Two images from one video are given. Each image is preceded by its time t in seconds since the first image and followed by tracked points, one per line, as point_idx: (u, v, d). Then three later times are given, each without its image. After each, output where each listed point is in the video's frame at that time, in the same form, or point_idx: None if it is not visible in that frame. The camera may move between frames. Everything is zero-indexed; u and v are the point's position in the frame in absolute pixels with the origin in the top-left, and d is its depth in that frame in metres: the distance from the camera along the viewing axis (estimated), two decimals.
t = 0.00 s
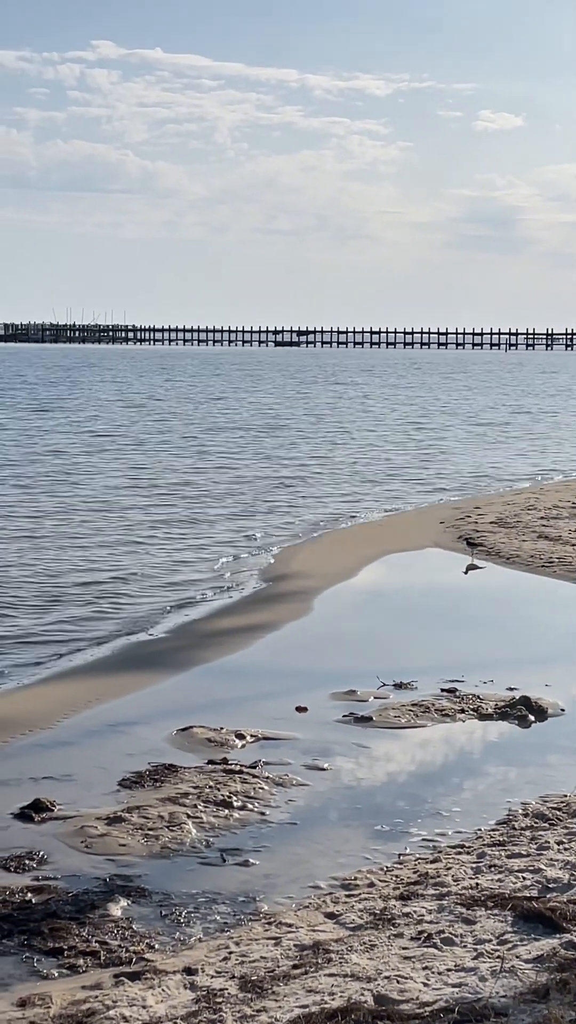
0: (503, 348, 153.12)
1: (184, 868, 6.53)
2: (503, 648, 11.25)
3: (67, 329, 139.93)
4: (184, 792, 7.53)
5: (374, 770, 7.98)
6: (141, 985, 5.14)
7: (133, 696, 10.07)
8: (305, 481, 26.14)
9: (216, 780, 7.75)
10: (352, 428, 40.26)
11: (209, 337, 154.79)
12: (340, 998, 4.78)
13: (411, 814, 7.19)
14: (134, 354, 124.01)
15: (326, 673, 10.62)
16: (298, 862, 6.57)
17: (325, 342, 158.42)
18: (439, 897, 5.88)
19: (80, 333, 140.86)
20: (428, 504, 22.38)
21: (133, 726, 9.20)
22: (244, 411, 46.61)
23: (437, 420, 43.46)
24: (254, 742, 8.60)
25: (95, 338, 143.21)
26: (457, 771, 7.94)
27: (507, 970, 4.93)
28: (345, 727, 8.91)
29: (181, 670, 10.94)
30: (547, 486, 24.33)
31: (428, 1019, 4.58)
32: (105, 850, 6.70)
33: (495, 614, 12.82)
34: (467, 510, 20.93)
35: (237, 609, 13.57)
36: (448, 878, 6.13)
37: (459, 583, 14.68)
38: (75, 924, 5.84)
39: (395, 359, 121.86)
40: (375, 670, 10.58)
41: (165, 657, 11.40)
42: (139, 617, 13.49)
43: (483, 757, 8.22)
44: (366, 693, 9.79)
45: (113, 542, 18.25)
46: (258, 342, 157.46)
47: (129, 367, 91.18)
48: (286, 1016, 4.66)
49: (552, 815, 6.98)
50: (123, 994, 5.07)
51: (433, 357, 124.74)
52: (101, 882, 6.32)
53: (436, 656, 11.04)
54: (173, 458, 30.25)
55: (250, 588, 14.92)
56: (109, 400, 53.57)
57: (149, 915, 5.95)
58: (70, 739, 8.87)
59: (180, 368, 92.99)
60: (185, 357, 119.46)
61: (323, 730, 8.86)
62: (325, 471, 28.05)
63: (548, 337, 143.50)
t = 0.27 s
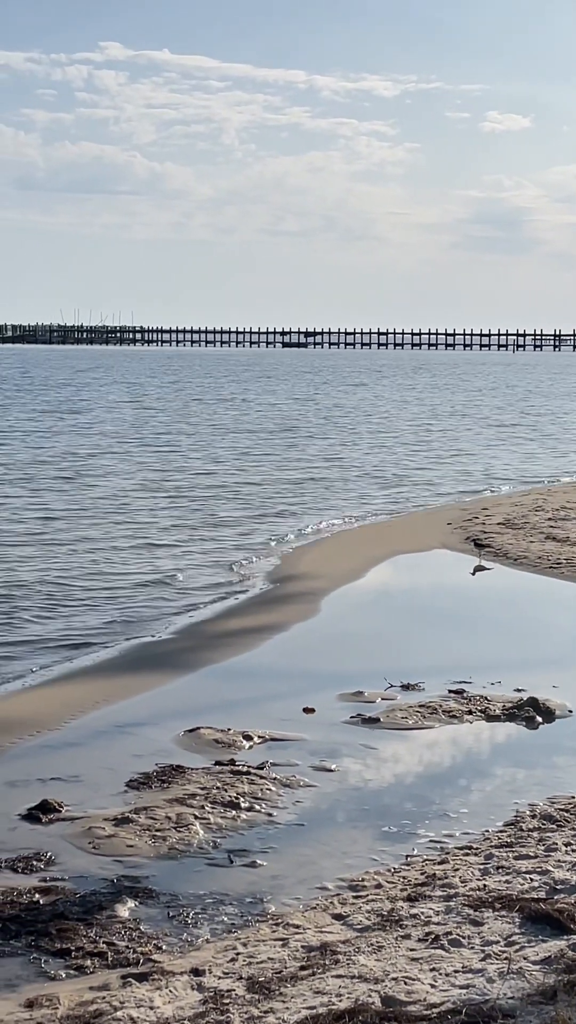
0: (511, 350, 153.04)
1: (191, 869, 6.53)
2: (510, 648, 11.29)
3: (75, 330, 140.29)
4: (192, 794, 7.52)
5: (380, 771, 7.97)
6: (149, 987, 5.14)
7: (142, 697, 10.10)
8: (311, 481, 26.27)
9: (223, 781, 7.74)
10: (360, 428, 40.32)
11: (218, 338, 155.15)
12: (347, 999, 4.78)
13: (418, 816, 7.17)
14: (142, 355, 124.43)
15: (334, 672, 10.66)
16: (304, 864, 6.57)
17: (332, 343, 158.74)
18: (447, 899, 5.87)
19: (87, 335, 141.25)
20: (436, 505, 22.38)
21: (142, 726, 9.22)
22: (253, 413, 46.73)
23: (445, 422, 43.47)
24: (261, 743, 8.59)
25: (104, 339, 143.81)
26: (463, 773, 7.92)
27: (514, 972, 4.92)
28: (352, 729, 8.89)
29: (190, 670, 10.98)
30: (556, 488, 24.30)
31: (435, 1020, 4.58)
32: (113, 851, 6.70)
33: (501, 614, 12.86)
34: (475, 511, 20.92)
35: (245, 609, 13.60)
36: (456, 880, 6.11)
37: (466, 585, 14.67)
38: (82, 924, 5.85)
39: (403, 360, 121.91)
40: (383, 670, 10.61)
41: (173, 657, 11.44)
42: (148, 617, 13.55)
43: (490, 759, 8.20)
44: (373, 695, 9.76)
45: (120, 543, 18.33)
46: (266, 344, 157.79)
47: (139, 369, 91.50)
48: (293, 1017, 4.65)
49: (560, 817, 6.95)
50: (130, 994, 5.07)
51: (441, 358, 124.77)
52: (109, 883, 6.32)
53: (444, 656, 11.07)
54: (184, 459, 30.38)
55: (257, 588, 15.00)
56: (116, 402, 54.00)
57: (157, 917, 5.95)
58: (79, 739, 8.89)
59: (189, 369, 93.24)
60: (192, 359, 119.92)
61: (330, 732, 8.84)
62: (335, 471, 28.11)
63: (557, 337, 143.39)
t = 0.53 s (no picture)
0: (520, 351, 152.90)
1: (199, 870, 6.53)
2: (516, 648, 11.34)
3: (84, 331, 140.87)
4: (199, 795, 7.53)
5: (389, 771, 7.98)
6: (157, 988, 5.15)
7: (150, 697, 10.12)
8: (318, 482, 26.44)
9: (231, 782, 7.76)
10: (369, 429, 40.37)
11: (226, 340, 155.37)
12: (355, 1000, 4.78)
13: (427, 818, 7.15)
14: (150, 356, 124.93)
15: (342, 672, 10.71)
16: (312, 864, 6.57)
17: (339, 344, 159.09)
18: (454, 899, 5.87)
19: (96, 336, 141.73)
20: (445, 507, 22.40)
21: (150, 727, 9.25)
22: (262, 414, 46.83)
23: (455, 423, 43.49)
24: (269, 744, 8.60)
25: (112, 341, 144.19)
26: (471, 774, 7.93)
27: (522, 973, 4.92)
28: (361, 729, 8.91)
29: (198, 671, 11.02)
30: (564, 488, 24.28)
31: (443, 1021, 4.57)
32: (121, 852, 6.71)
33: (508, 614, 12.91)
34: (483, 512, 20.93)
35: (254, 610, 13.65)
36: (464, 881, 6.11)
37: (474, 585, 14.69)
38: (90, 925, 5.86)
39: (411, 361, 121.92)
40: (390, 670, 10.65)
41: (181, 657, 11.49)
42: (157, 618, 13.61)
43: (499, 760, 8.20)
44: (381, 695, 9.78)
45: (129, 543, 18.41)
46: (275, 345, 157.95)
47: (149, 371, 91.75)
48: (301, 1018, 4.65)
49: (568, 818, 6.95)
50: (139, 995, 5.08)
51: (449, 359, 124.74)
52: (117, 884, 6.32)
53: (451, 656, 11.12)
54: (194, 459, 30.50)
55: (266, 588, 15.10)
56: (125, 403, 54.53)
57: (165, 918, 5.96)
58: (87, 740, 8.92)
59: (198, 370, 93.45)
60: (200, 359, 120.42)
61: (338, 734, 8.84)
62: (344, 473, 28.15)
63: (566, 339, 143.20)
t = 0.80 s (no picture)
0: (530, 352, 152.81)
1: (208, 870, 6.55)
2: (525, 648, 11.37)
3: (94, 332, 141.31)
4: (209, 795, 7.54)
5: (398, 772, 7.99)
6: (166, 988, 5.15)
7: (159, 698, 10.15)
8: (327, 482, 26.55)
9: (240, 782, 7.77)
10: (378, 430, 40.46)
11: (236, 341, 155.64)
12: (364, 1001, 4.78)
13: (436, 820, 7.15)
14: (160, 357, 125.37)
15: (351, 672, 10.76)
16: (321, 864, 6.58)
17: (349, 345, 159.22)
18: (463, 900, 5.87)
19: (105, 337, 142.24)
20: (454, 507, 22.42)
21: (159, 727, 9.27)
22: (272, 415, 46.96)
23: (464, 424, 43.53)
24: (278, 744, 8.62)
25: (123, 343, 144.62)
26: (481, 774, 7.94)
27: (531, 974, 4.92)
28: (370, 729, 8.93)
29: (208, 671, 11.06)
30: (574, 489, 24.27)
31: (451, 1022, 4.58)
32: (130, 853, 6.72)
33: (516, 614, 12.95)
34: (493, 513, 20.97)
35: (263, 610, 13.69)
36: (473, 881, 6.12)
37: (484, 586, 14.70)
38: (99, 925, 5.87)
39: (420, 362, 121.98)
40: (399, 670, 10.69)
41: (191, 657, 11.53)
42: (167, 618, 13.67)
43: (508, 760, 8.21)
44: (391, 695, 9.81)
45: (139, 543, 18.48)
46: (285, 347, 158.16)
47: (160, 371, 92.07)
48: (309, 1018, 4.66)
49: None
50: (148, 996, 5.08)
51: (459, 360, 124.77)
52: (126, 885, 6.33)
53: (460, 656, 11.15)
54: (206, 460, 30.64)
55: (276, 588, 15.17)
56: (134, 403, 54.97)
57: (174, 918, 5.96)
58: (96, 740, 8.94)
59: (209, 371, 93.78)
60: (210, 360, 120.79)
61: (348, 735, 8.84)
62: (355, 473, 28.21)
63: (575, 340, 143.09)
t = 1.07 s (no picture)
0: (541, 353, 152.65)
1: (218, 870, 6.55)
2: (535, 648, 11.38)
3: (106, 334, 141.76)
4: (219, 795, 7.55)
5: (409, 772, 8.00)
6: (176, 989, 5.15)
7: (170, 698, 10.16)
8: (338, 483, 26.61)
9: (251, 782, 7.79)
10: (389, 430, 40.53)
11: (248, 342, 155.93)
12: (374, 1001, 4.78)
13: (446, 820, 7.15)
14: (171, 358, 125.69)
15: (362, 672, 10.78)
16: (332, 864, 6.59)
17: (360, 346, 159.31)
18: (474, 900, 5.87)
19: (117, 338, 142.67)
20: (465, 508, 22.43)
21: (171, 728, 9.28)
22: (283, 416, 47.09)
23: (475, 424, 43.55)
24: (289, 745, 8.62)
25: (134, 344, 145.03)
26: (491, 774, 7.94)
27: (541, 975, 4.91)
28: (381, 729, 8.94)
29: (219, 671, 11.09)
30: None
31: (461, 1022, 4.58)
32: (141, 853, 6.73)
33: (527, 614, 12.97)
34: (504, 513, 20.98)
35: (274, 610, 13.73)
36: (483, 882, 6.11)
37: (495, 587, 14.70)
38: (110, 926, 5.87)
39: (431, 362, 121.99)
40: (410, 670, 10.71)
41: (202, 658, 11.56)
42: (179, 618, 13.72)
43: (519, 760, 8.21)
44: (402, 695, 9.82)
45: (150, 544, 18.54)
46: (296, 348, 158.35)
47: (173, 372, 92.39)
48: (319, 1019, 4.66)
49: None
50: (158, 996, 5.09)
51: (470, 360, 124.74)
52: (136, 885, 6.34)
53: (470, 656, 11.17)
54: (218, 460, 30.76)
55: (287, 588, 15.23)
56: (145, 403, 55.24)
57: (184, 919, 5.97)
58: (107, 741, 8.95)
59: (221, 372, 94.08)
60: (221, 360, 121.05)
61: (359, 735, 8.84)
62: (366, 474, 28.27)
63: None
